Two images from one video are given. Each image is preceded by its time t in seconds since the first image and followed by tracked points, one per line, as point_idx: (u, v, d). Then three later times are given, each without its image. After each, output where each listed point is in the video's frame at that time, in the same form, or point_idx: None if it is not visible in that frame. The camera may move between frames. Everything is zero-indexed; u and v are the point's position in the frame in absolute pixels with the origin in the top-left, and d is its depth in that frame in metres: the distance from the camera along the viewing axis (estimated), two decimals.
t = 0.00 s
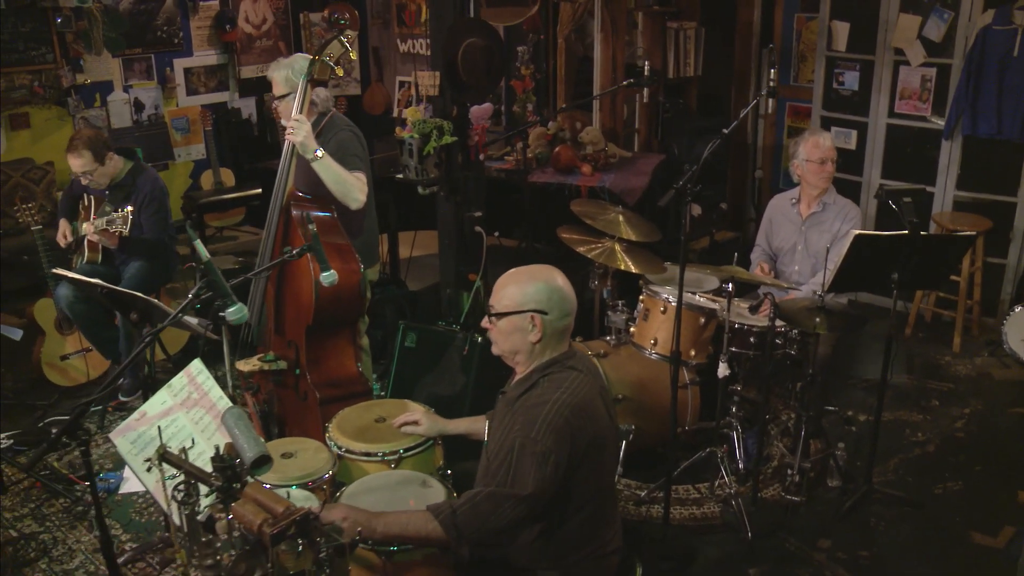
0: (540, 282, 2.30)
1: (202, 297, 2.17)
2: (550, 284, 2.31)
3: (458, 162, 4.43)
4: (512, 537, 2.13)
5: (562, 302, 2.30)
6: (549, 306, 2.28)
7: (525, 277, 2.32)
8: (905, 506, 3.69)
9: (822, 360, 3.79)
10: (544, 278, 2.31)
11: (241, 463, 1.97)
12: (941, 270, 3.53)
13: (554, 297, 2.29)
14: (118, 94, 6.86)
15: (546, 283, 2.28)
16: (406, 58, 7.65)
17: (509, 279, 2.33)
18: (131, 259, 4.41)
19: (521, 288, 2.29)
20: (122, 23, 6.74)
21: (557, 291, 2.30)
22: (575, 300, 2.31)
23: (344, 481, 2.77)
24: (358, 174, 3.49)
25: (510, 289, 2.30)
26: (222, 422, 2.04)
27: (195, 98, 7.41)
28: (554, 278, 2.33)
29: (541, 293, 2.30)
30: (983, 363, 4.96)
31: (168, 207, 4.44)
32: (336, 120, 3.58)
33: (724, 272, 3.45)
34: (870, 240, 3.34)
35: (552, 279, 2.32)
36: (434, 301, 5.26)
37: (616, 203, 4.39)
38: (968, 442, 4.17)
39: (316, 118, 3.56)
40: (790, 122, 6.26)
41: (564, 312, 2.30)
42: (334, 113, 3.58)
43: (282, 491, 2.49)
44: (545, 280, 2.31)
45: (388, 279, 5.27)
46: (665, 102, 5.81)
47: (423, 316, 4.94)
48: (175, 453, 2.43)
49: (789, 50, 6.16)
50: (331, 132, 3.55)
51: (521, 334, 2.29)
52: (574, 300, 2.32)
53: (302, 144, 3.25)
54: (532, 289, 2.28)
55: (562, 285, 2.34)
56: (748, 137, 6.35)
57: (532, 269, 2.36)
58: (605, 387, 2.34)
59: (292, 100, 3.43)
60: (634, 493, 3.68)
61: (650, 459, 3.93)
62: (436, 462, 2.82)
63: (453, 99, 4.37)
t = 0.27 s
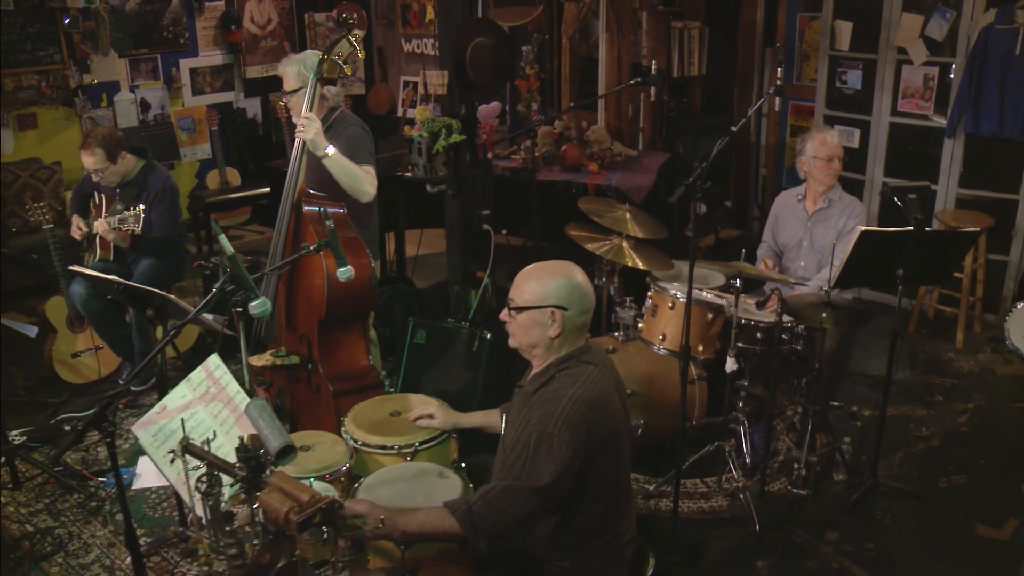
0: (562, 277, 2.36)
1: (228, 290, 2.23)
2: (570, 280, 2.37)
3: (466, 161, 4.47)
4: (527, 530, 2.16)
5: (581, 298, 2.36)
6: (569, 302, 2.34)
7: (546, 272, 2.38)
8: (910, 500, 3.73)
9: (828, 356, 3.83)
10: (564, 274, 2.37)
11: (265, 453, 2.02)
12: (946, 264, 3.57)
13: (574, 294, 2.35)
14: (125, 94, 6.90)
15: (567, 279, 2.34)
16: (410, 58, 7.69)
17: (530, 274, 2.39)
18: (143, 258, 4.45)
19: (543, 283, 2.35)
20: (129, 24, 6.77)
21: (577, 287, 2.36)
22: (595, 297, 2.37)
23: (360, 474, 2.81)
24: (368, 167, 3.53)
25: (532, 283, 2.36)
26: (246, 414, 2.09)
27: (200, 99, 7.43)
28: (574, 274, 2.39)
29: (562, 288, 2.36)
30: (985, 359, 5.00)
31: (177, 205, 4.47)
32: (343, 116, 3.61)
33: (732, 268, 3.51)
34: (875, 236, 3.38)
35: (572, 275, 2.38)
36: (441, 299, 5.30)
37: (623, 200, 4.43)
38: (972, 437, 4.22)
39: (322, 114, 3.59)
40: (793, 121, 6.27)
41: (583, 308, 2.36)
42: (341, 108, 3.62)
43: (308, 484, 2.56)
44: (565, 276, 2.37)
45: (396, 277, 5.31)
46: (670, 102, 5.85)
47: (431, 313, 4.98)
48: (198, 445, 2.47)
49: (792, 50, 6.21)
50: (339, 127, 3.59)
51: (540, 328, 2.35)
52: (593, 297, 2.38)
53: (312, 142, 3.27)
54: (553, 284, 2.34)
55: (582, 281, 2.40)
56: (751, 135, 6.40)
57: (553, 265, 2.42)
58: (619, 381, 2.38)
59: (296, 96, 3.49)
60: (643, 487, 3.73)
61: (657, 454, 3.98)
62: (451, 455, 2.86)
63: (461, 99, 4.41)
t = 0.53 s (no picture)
0: (578, 275, 2.40)
1: (252, 285, 2.29)
2: (586, 277, 2.41)
3: (475, 159, 4.52)
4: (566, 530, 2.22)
5: (597, 295, 2.40)
6: (586, 298, 2.39)
7: (562, 269, 2.42)
8: (917, 493, 3.78)
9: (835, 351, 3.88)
10: (580, 272, 2.41)
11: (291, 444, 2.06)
12: (952, 260, 3.61)
13: (591, 290, 2.40)
14: (134, 95, 6.95)
15: (584, 276, 2.38)
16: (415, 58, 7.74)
17: (546, 271, 2.43)
18: (155, 257, 4.49)
19: (559, 281, 2.40)
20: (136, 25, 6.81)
21: (594, 284, 2.41)
22: (610, 293, 2.42)
23: (377, 467, 2.85)
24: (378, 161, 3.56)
25: (549, 280, 2.40)
26: (271, 406, 2.12)
27: (207, 99, 7.48)
28: (589, 271, 2.44)
29: (578, 285, 2.40)
30: (989, 355, 5.05)
31: (189, 204, 4.51)
32: (343, 112, 3.64)
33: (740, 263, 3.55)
34: (882, 233, 3.42)
35: (588, 272, 2.42)
36: (450, 296, 5.35)
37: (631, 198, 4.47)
38: (977, 432, 4.26)
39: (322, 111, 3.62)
40: (797, 120, 6.32)
41: (599, 304, 2.41)
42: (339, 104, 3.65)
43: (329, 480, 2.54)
44: (581, 274, 2.41)
45: (405, 275, 5.36)
46: (675, 101, 5.90)
47: (440, 311, 5.03)
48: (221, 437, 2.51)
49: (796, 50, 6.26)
50: (342, 122, 3.59)
51: (558, 325, 2.40)
52: (609, 293, 2.43)
53: (326, 139, 3.31)
54: (569, 281, 2.39)
55: (597, 277, 2.45)
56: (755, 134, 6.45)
57: (568, 262, 2.46)
58: (634, 373, 2.43)
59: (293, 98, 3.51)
60: (653, 481, 3.78)
61: (667, 449, 4.02)
62: (467, 448, 2.90)
63: (470, 98, 4.46)
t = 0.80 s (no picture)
0: (592, 271, 2.44)
1: (276, 278, 2.35)
2: (599, 273, 2.45)
3: (483, 158, 4.56)
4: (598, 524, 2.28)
5: (610, 290, 2.44)
6: (600, 295, 2.43)
7: (576, 267, 2.46)
8: (922, 488, 3.82)
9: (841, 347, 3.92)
10: (594, 269, 2.45)
11: (313, 434, 2.12)
12: (957, 257, 3.66)
13: (604, 286, 2.44)
14: (141, 94, 6.99)
15: (597, 272, 2.42)
16: (421, 59, 7.79)
17: (560, 267, 2.47)
18: (167, 254, 4.53)
19: (572, 278, 2.43)
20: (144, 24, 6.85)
21: (607, 279, 2.44)
22: (622, 287, 2.46)
23: (392, 460, 2.89)
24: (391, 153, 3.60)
25: (563, 277, 2.44)
26: (295, 397, 2.20)
27: (214, 97, 7.52)
28: (602, 266, 2.48)
29: (592, 281, 2.44)
30: (992, 352, 5.09)
31: (200, 202, 4.56)
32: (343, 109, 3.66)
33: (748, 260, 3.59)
34: (888, 230, 3.47)
35: (601, 268, 2.46)
36: (457, 294, 5.39)
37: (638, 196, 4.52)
38: (981, 427, 4.30)
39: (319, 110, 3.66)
40: (801, 120, 6.37)
41: (612, 299, 2.45)
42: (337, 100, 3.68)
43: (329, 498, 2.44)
44: (595, 270, 2.44)
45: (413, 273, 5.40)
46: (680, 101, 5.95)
47: (448, 308, 5.07)
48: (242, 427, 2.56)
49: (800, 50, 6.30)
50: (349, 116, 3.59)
51: (572, 321, 2.44)
52: (621, 288, 2.47)
53: (342, 135, 3.36)
54: (584, 277, 2.43)
55: (610, 272, 2.49)
56: (759, 134, 6.49)
57: (581, 257, 2.50)
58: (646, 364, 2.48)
59: (292, 98, 3.53)
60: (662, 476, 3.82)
61: (674, 444, 4.07)
62: (481, 442, 2.93)
63: (479, 97, 4.50)
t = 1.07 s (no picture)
0: (605, 266, 2.48)
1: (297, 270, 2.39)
2: (612, 267, 2.49)
3: (491, 156, 4.60)
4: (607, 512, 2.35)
5: (623, 284, 2.49)
6: (613, 288, 2.47)
7: (589, 261, 2.50)
8: (926, 481, 3.87)
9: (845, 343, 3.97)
10: (607, 263, 2.49)
11: (336, 425, 2.15)
12: (960, 253, 3.71)
13: (618, 281, 2.48)
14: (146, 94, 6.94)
15: (611, 266, 2.46)
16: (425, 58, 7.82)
17: (573, 262, 2.51)
18: (178, 252, 4.57)
19: (586, 272, 2.48)
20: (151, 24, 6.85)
21: (620, 273, 2.49)
22: (635, 280, 2.50)
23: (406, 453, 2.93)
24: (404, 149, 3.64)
25: (577, 272, 2.48)
26: (316, 389, 2.22)
27: (219, 97, 7.45)
28: (614, 260, 2.52)
29: (605, 275, 2.48)
30: (994, 349, 5.14)
31: (210, 201, 4.60)
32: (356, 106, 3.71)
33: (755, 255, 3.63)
34: (893, 227, 3.51)
35: (613, 262, 2.50)
36: (463, 292, 5.43)
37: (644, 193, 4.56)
38: (983, 422, 4.36)
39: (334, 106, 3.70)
40: (803, 118, 6.42)
41: (625, 293, 2.49)
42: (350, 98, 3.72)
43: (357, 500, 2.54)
44: (609, 265, 2.49)
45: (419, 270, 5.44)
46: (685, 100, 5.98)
47: (454, 305, 5.11)
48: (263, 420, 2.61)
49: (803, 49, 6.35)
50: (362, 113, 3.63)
51: (587, 314, 2.48)
52: (634, 281, 2.52)
53: (355, 132, 3.41)
54: (597, 272, 2.47)
55: (622, 266, 2.53)
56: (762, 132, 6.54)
57: (593, 252, 2.54)
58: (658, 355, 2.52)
59: (312, 93, 3.57)
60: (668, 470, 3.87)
61: (681, 438, 4.11)
62: (493, 435, 2.97)
63: (487, 96, 4.54)
